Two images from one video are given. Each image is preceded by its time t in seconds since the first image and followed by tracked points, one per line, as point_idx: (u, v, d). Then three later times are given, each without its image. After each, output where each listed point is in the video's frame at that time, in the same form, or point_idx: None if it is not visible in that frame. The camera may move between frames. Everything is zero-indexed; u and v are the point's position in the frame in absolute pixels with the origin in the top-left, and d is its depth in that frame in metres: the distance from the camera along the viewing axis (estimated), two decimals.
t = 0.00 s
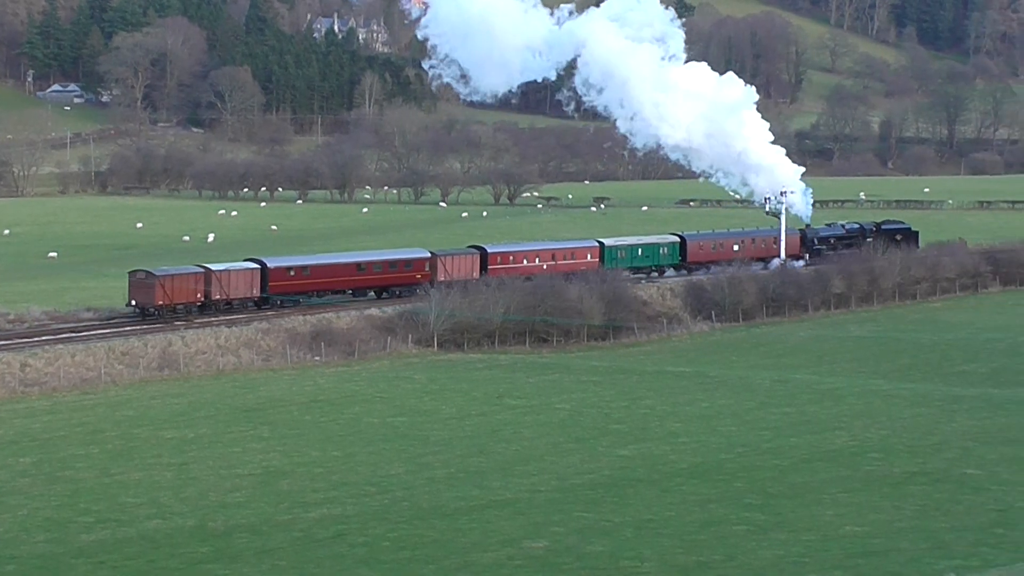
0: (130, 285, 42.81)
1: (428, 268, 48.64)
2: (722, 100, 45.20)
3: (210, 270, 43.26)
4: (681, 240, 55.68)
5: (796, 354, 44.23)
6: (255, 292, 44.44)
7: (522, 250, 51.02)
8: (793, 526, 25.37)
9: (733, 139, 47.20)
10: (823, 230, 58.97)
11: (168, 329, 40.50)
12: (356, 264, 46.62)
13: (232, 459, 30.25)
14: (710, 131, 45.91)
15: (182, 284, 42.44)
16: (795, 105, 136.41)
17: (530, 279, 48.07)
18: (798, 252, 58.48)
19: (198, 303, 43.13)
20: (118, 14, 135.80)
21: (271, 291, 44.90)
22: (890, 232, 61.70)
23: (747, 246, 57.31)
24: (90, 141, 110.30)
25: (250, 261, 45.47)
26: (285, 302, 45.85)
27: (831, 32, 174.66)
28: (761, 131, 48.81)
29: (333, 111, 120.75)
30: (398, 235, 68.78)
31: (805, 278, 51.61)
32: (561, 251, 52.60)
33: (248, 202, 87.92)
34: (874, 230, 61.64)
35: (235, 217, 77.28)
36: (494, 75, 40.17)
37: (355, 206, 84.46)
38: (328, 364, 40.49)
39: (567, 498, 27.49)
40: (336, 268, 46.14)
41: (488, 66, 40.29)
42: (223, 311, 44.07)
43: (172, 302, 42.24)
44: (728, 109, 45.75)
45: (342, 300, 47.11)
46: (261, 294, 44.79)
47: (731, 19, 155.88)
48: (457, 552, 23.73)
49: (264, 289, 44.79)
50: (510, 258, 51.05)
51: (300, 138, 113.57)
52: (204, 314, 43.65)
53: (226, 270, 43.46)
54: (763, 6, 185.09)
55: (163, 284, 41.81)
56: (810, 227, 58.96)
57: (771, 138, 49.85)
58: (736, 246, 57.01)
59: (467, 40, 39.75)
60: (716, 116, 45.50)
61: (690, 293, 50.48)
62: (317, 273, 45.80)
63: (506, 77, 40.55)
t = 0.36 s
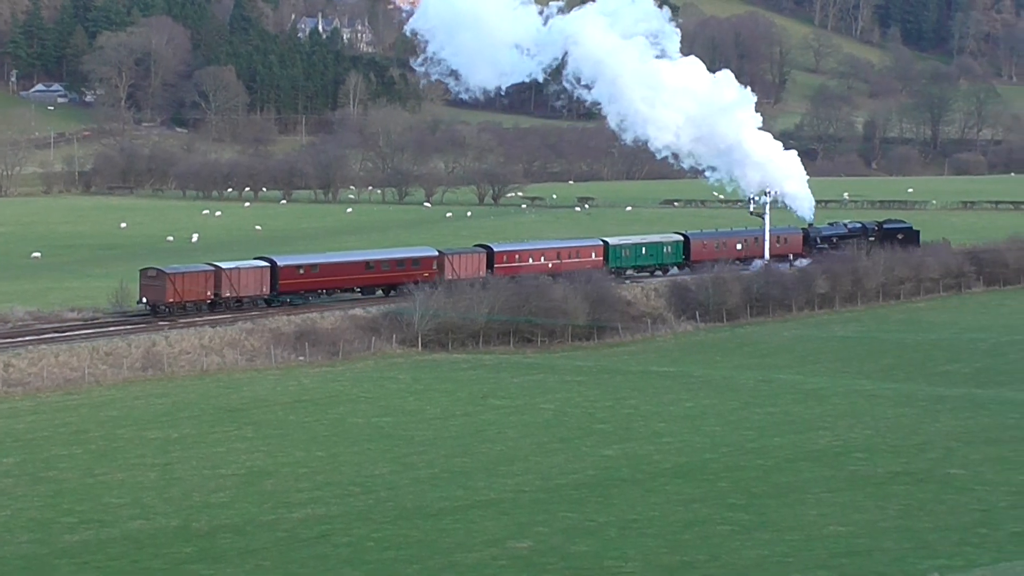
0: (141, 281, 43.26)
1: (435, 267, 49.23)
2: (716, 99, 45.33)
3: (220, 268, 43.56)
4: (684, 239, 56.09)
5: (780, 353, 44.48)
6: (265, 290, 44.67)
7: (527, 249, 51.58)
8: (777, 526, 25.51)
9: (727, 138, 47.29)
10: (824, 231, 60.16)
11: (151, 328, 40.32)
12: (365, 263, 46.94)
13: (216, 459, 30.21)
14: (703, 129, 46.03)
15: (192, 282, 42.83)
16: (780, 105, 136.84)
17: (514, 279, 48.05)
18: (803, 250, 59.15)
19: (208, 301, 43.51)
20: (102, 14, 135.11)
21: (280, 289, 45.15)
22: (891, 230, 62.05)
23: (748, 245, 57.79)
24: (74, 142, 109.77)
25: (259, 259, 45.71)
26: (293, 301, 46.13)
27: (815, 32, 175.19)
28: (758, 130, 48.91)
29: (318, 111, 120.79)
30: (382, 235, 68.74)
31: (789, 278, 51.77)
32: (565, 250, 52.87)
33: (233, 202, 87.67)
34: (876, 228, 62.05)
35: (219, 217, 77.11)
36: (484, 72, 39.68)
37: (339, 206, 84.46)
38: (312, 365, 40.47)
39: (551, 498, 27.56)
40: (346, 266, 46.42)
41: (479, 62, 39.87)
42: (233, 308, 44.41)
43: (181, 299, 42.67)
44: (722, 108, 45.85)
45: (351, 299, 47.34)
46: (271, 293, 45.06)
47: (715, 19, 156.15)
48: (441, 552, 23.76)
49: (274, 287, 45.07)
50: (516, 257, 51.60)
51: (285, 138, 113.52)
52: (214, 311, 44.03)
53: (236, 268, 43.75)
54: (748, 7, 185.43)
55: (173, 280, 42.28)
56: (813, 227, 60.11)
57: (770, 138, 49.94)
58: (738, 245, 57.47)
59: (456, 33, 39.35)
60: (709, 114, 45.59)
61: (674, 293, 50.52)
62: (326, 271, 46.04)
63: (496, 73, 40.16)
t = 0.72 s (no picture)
0: (150, 281, 43.50)
1: (440, 266, 49.58)
2: (711, 97, 44.94)
3: (228, 268, 43.76)
4: (686, 238, 56.39)
5: (761, 353, 44.71)
6: (273, 289, 44.89)
7: (530, 249, 51.75)
8: (759, 526, 25.65)
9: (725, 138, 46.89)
10: (824, 230, 60.64)
11: (133, 330, 40.18)
12: (371, 262, 47.35)
13: (198, 460, 30.17)
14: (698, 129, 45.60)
15: (200, 281, 43.05)
16: (761, 105, 137.20)
17: (497, 280, 48.07)
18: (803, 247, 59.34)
19: (216, 301, 43.73)
20: (82, 15, 134.18)
21: (288, 288, 45.29)
22: (890, 229, 62.43)
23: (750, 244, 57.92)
24: (54, 143, 108.98)
25: (267, 260, 45.99)
26: (301, 301, 46.33)
27: (797, 32, 175.74)
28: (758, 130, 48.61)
29: (299, 112, 120.54)
30: (365, 236, 68.65)
31: (771, 278, 51.94)
32: (568, 250, 52.90)
33: (214, 203, 87.29)
34: (875, 228, 62.39)
35: (201, 219, 76.72)
36: (467, 69, 40.28)
37: (321, 207, 84.33)
38: (294, 366, 40.43)
39: (534, 499, 27.65)
40: (353, 265, 46.82)
41: (465, 60, 40.41)
42: (241, 307, 44.62)
43: (190, 298, 42.89)
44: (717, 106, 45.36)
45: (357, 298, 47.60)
46: (279, 292, 45.21)
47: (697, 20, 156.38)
48: (424, 553, 23.81)
49: (281, 286, 45.21)
50: (519, 256, 51.75)
51: (266, 139, 113.19)
52: (222, 310, 44.26)
53: (244, 268, 43.97)
54: (729, 7, 185.77)
55: (181, 279, 42.51)
56: (813, 227, 60.59)
57: (769, 138, 49.61)
58: (739, 244, 57.81)
59: (444, 30, 39.91)
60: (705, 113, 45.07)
61: (656, 293, 50.62)
62: (333, 271, 46.43)
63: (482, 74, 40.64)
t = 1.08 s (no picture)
0: (162, 279, 44.07)
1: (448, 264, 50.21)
2: (710, 95, 44.93)
3: (239, 267, 44.37)
4: (690, 236, 56.95)
5: (746, 353, 44.87)
6: (284, 287, 45.55)
7: (537, 247, 52.51)
8: (745, 525, 25.76)
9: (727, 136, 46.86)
10: (827, 228, 62.01)
11: (118, 331, 40.07)
12: (381, 261, 48.01)
13: (184, 461, 30.15)
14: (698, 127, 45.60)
15: (212, 280, 43.64)
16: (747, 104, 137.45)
17: (483, 280, 48.11)
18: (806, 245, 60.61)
19: (228, 299, 44.36)
20: (66, 16, 133.21)
21: (298, 286, 46.01)
22: (893, 227, 63.37)
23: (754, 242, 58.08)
24: (39, 144, 108.33)
25: (278, 258, 46.63)
26: (313, 298, 47.03)
27: (782, 31, 176.14)
28: (761, 129, 48.66)
29: (285, 113, 120.34)
30: (351, 237, 68.59)
31: (756, 277, 52.10)
32: (574, 248, 53.46)
33: (199, 204, 86.98)
34: (878, 225, 63.39)
35: (186, 220, 76.40)
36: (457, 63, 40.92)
37: (306, 208, 84.16)
38: (280, 366, 40.41)
39: (520, 498, 27.72)
40: (362, 264, 47.40)
41: (455, 55, 41.10)
42: (252, 305, 45.28)
43: (202, 297, 43.46)
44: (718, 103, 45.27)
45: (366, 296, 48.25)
46: (289, 289, 45.91)
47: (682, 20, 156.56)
48: (410, 553, 23.84)
49: (293, 284, 45.93)
50: (526, 255, 52.60)
51: (252, 139, 112.91)
52: (233, 308, 44.88)
53: (255, 267, 44.59)
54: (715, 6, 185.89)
55: (194, 278, 43.07)
56: (816, 225, 62.00)
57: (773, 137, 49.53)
58: (744, 242, 57.88)
59: (434, 24, 40.94)
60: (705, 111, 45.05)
61: (642, 293, 50.71)
62: (343, 270, 47.00)
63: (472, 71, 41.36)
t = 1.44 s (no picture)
0: (175, 277, 44.74)
1: (457, 263, 50.55)
2: (714, 95, 45.47)
3: (251, 266, 45.08)
4: (696, 235, 57.33)
5: (732, 353, 45.02)
6: (295, 286, 46.25)
7: (543, 247, 52.83)
8: (731, 526, 25.87)
9: (732, 137, 47.32)
10: (832, 228, 61.85)
11: (104, 331, 39.95)
12: (390, 261, 48.55)
13: (170, 462, 30.11)
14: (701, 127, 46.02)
15: (224, 279, 44.35)
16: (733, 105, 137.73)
17: (469, 281, 48.10)
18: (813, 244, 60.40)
19: (240, 298, 45.07)
20: (52, 17, 132.22)
21: (310, 285, 46.72)
22: (895, 228, 63.37)
23: (758, 242, 58.60)
24: (23, 145, 107.77)
25: (289, 257, 47.35)
26: (325, 297, 47.65)
27: (768, 32, 176.60)
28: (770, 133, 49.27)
29: (271, 113, 120.26)
30: (337, 237, 68.61)
31: (742, 278, 52.29)
32: (581, 248, 53.87)
33: (185, 205, 86.80)
34: (881, 225, 63.36)
35: (172, 221, 76.28)
36: (441, 56, 43.61)
37: (291, 209, 84.12)
38: (266, 367, 40.37)
39: (506, 499, 27.80)
40: (372, 264, 47.95)
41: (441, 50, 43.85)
42: (264, 304, 46.00)
43: (214, 295, 44.17)
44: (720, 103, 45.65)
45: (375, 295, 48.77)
46: (301, 288, 46.61)
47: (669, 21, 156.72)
48: (396, 554, 23.87)
49: (303, 283, 46.63)
50: (532, 254, 52.92)
51: (238, 140, 112.81)
52: (245, 307, 45.58)
53: (267, 266, 45.32)
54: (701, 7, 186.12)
55: (206, 277, 43.76)
56: (821, 225, 61.86)
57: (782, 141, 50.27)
58: (748, 242, 58.34)
59: (425, 20, 44.02)
60: (707, 111, 45.42)
61: (628, 293, 50.81)
62: (354, 269, 47.61)
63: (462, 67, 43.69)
